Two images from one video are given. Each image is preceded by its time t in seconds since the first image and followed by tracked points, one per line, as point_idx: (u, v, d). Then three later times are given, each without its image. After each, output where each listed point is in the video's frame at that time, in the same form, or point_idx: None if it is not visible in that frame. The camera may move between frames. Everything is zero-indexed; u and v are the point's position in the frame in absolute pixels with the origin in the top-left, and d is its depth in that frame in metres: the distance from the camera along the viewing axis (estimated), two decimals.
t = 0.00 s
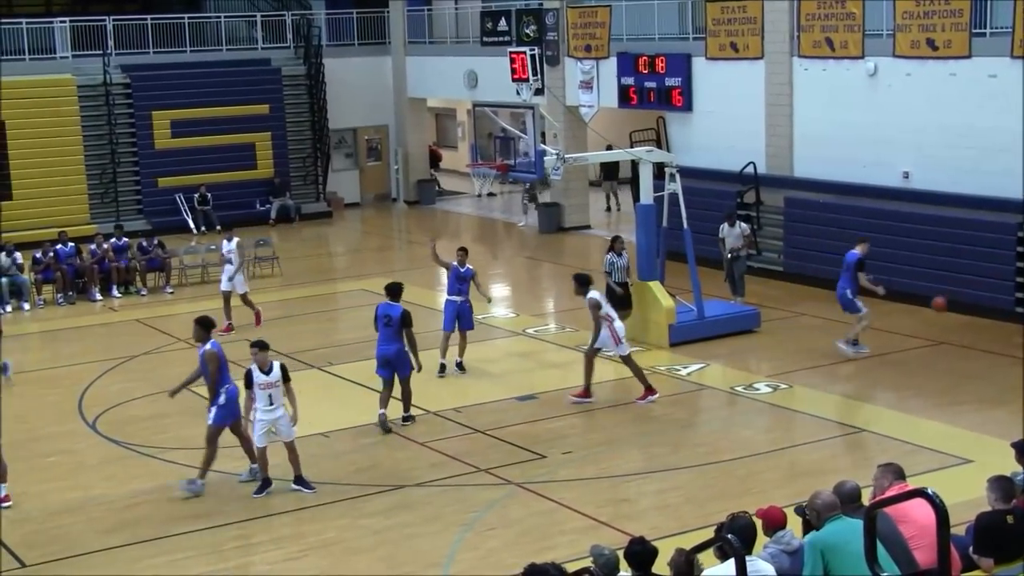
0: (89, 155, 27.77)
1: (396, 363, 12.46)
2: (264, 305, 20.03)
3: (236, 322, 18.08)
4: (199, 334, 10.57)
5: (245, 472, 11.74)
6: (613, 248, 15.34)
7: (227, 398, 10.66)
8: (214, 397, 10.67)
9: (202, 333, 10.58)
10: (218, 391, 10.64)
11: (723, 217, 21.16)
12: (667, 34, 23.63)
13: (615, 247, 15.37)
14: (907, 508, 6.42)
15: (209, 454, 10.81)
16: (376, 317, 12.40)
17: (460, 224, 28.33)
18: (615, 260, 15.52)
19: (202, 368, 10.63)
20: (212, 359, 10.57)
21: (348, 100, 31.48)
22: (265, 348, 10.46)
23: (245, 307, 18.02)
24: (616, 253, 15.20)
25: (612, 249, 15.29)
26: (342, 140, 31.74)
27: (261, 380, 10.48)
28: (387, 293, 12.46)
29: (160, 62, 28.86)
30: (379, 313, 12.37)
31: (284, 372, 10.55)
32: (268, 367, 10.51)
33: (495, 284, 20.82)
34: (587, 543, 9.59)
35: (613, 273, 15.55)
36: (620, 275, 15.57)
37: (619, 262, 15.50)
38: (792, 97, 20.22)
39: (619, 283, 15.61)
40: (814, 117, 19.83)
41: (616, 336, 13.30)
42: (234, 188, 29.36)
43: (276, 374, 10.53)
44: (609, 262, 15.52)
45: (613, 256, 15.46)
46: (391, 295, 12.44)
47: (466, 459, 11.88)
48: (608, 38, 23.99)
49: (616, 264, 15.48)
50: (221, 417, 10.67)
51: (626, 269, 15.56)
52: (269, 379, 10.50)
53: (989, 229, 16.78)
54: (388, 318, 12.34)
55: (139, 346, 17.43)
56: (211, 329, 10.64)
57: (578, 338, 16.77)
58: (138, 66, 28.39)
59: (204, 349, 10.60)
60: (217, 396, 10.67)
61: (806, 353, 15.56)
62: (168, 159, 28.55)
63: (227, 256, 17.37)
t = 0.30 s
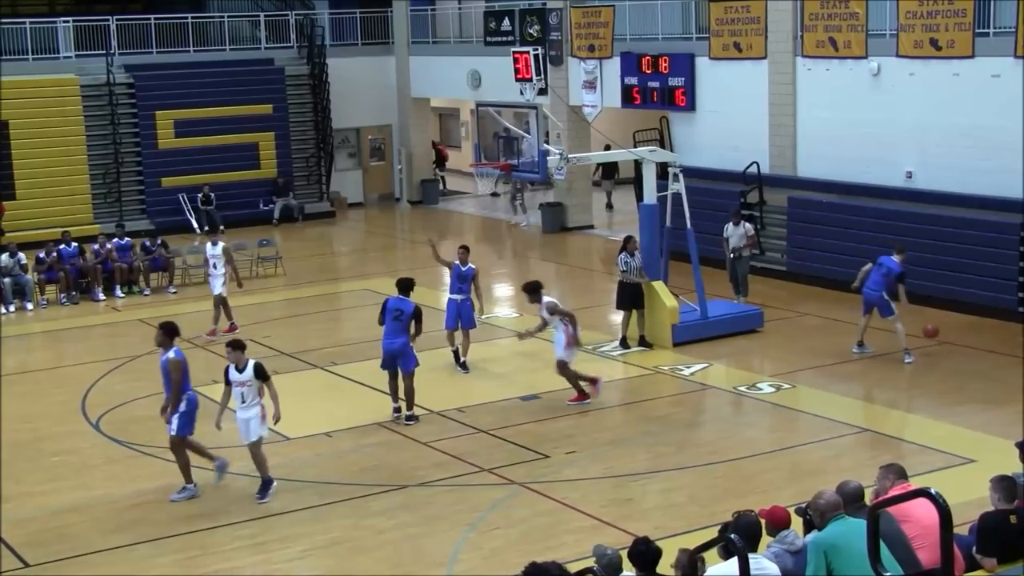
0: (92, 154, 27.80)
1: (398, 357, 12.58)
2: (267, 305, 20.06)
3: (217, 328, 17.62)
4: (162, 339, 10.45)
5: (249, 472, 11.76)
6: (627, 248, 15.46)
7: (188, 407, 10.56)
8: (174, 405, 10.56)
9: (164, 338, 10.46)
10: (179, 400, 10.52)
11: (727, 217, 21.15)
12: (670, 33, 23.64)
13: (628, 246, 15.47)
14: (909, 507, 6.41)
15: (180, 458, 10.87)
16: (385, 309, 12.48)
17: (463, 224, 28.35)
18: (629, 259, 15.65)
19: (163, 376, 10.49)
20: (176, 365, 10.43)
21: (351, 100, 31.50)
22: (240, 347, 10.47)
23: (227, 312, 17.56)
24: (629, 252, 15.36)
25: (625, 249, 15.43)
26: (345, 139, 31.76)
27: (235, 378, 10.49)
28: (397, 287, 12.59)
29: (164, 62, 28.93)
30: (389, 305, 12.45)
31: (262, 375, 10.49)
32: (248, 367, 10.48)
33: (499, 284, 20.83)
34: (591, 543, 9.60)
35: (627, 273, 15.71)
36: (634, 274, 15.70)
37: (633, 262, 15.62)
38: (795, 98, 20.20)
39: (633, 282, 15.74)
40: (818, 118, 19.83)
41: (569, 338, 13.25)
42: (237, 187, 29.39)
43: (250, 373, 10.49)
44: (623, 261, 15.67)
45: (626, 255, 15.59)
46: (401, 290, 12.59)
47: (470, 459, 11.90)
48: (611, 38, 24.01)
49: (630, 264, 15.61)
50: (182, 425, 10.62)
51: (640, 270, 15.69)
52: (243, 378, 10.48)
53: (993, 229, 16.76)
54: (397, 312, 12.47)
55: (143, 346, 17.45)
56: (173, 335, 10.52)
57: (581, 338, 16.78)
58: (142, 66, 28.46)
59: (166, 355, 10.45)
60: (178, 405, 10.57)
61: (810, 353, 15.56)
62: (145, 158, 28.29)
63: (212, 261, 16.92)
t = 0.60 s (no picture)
0: (96, 153, 27.77)
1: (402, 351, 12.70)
2: (269, 306, 20.06)
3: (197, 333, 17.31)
4: (114, 351, 10.10)
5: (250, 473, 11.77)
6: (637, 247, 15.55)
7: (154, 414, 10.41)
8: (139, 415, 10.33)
9: (118, 349, 10.10)
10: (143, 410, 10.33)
11: (730, 217, 21.16)
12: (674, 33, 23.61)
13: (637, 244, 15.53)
14: (912, 508, 6.42)
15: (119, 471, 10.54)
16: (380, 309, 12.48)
17: (466, 224, 28.37)
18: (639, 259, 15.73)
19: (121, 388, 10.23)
20: (131, 375, 10.16)
21: (354, 100, 31.52)
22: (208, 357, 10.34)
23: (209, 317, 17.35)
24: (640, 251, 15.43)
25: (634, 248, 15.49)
26: (349, 139, 31.84)
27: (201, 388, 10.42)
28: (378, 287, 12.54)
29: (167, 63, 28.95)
30: (383, 305, 12.43)
31: (225, 387, 10.34)
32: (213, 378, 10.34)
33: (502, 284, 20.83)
34: (594, 543, 9.61)
35: (635, 273, 15.76)
36: (642, 274, 15.75)
37: (643, 261, 15.69)
38: (797, 99, 20.20)
39: (641, 282, 15.78)
40: (820, 118, 19.84)
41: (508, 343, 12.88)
42: (239, 188, 29.40)
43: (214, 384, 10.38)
44: (632, 261, 15.73)
45: (636, 255, 15.66)
46: (382, 287, 12.57)
47: (473, 460, 11.90)
48: (614, 38, 24.00)
49: (639, 263, 15.68)
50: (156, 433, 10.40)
51: (649, 269, 15.74)
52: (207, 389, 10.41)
53: (994, 230, 16.75)
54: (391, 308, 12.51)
55: (147, 346, 17.47)
56: (126, 346, 10.18)
57: (583, 338, 16.79)
58: (145, 67, 28.46)
59: (119, 366, 10.16)
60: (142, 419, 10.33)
61: (813, 354, 15.57)
62: (179, 156, 28.67)
63: (192, 264, 16.75)
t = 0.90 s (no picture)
0: (99, 154, 27.81)
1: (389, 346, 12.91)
2: (270, 306, 20.08)
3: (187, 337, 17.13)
4: (74, 347, 10.08)
5: (253, 473, 11.78)
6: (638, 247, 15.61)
7: (102, 418, 10.23)
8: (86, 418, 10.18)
9: (77, 345, 10.09)
10: (93, 413, 10.17)
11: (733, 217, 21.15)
12: (676, 33, 23.60)
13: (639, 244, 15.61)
14: (916, 508, 6.43)
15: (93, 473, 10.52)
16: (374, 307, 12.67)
17: (469, 224, 28.38)
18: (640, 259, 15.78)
19: (78, 386, 10.15)
20: (91, 373, 10.11)
21: (357, 101, 31.55)
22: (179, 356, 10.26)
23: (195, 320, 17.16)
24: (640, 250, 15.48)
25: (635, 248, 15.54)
26: (351, 140, 31.87)
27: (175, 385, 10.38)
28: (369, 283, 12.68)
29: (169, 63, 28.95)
30: (375, 302, 12.62)
31: (185, 388, 10.22)
32: (179, 376, 10.26)
33: (503, 284, 20.84)
34: (597, 543, 9.62)
35: (636, 273, 15.79)
36: (643, 274, 15.78)
37: (644, 261, 15.74)
38: (799, 99, 20.20)
39: (642, 282, 15.79)
40: (822, 118, 19.84)
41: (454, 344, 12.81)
42: (241, 188, 29.41)
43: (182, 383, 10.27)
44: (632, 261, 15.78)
45: (637, 254, 15.71)
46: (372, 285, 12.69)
47: (475, 460, 11.90)
48: (617, 38, 23.99)
49: (641, 263, 15.72)
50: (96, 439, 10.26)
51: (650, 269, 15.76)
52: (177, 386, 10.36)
53: (996, 230, 16.74)
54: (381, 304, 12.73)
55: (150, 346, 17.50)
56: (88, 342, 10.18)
57: (586, 339, 16.80)
58: (147, 67, 28.47)
59: (79, 363, 10.11)
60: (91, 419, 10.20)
61: (816, 354, 15.57)
62: (185, 157, 28.75)
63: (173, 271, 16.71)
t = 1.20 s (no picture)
0: (100, 156, 27.83)
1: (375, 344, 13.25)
2: (272, 307, 20.10)
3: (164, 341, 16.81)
4: (29, 361, 9.89)
5: (255, 473, 11.80)
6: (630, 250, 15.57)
7: (54, 431, 10.01)
8: (38, 430, 10.01)
9: (31, 360, 9.88)
10: (44, 424, 9.97)
11: (735, 218, 21.15)
12: (678, 34, 23.60)
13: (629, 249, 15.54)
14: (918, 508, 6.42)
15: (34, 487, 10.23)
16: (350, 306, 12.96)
17: (471, 225, 28.40)
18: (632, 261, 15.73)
19: (32, 399, 10.03)
20: (44, 389, 9.98)
21: (358, 102, 31.58)
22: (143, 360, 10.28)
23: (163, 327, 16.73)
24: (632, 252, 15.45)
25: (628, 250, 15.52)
26: (353, 141, 31.87)
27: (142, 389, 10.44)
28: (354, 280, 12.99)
29: (171, 63, 28.97)
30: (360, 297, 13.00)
31: (143, 393, 10.26)
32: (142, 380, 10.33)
33: (505, 285, 20.85)
34: (600, 544, 9.63)
35: (629, 274, 15.75)
36: (636, 275, 15.74)
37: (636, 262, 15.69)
38: (802, 99, 20.21)
39: (634, 284, 15.75)
40: (825, 119, 19.86)
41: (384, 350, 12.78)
42: (242, 189, 29.40)
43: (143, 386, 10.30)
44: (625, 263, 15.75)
45: (629, 256, 15.67)
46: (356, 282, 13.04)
47: (476, 460, 11.91)
48: (618, 39, 24.03)
49: (633, 265, 15.65)
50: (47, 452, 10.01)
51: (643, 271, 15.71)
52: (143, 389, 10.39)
53: (1000, 231, 16.74)
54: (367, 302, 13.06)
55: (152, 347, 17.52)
56: (43, 357, 9.94)
57: (587, 339, 16.82)
58: (148, 68, 28.48)
59: (34, 378, 9.99)
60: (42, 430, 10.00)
61: (818, 354, 15.59)
62: (194, 157, 28.86)
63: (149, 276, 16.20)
